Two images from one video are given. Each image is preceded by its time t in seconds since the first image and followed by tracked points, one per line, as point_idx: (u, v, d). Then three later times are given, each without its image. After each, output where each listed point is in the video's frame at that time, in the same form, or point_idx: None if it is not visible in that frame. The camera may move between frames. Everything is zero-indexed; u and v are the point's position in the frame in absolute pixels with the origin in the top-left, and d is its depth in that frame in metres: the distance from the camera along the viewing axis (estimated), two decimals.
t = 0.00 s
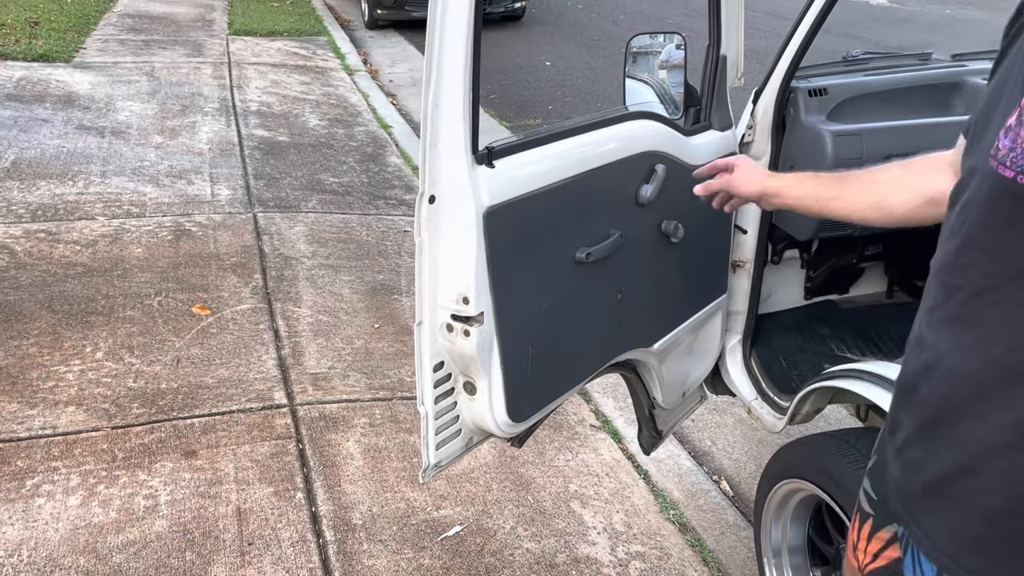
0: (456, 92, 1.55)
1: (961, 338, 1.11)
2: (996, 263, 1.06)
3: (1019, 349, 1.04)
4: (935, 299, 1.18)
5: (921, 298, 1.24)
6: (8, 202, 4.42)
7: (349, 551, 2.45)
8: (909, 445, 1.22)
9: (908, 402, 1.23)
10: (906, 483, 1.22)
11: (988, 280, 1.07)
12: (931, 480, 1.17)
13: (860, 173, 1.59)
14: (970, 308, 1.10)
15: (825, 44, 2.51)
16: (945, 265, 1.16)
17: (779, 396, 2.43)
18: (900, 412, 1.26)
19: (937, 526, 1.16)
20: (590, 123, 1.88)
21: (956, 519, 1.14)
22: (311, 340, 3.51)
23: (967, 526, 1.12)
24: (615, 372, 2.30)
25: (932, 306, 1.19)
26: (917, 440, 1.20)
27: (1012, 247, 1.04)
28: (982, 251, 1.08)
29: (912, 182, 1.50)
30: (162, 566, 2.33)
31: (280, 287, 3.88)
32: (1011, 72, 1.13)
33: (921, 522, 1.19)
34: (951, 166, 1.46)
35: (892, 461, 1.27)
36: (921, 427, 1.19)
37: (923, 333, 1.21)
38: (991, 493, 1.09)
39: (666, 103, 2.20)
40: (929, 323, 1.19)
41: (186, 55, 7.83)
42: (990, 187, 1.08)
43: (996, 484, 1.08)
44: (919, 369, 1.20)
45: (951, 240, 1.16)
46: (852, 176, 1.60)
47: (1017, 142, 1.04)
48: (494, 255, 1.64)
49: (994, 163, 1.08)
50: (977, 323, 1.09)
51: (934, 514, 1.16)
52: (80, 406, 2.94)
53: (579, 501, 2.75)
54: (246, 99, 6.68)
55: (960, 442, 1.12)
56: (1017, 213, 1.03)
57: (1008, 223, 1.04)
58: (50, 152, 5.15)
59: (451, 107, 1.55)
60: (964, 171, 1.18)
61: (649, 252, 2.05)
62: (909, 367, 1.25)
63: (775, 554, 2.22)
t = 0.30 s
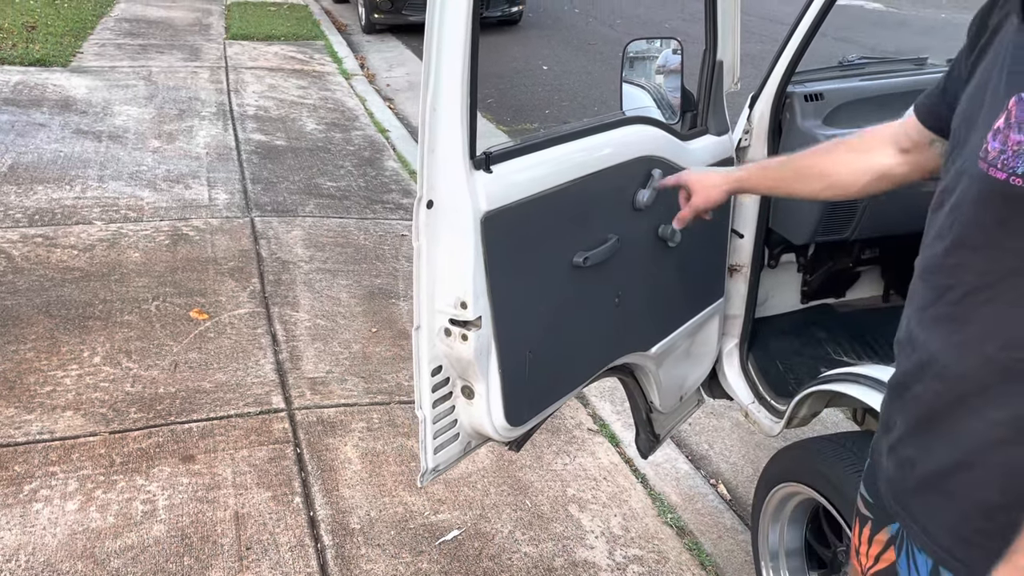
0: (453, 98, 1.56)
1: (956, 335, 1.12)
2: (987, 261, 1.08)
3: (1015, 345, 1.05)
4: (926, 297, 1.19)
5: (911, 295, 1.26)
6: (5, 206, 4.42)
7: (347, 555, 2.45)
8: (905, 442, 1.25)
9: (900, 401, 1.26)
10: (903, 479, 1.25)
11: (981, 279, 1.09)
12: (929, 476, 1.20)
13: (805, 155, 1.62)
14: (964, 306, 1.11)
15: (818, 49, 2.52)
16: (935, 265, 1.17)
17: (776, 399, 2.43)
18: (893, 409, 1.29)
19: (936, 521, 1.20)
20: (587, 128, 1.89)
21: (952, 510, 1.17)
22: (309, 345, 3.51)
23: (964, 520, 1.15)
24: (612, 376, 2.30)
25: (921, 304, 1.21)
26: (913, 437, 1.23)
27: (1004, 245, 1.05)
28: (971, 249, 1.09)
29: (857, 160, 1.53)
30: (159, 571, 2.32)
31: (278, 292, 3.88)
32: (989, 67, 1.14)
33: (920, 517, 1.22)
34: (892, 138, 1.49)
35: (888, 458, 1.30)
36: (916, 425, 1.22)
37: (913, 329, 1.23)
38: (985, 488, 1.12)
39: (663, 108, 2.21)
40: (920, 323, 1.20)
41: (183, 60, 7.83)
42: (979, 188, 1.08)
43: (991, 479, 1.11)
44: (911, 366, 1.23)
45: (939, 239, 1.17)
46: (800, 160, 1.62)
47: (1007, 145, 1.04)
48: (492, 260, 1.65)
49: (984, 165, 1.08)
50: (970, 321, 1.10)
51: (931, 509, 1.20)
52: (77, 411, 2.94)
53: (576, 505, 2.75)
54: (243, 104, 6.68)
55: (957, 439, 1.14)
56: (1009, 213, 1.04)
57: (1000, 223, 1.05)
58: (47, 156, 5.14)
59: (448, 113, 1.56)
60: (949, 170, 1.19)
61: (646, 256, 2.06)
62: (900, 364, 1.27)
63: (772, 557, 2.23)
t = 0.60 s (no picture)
0: (453, 103, 1.56)
1: (950, 325, 1.14)
2: (975, 251, 1.09)
3: (1006, 331, 1.06)
4: (917, 291, 1.21)
5: (897, 291, 1.27)
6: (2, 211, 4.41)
7: (346, 560, 2.45)
8: (893, 436, 1.25)
9: (888, 396, 1.27)
10: (891, 472, 1.25)
11: (971, 269, 1.10)
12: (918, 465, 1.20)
13: (791, 154, 1.70)
14: (954, 296, 1.13)
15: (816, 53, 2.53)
16: (926, 258, 1.18)
17: (775, 403, 2.43)
18: (880, 405, 1.30)
19: (926, 509, 1.19)
20: (585, 132, 1.90)
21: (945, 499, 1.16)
22: (307, 349, 3.51)
23: (955, 506, 1.15)
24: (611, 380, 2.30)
25: (911, 298, 1.22)
26: (902, 430, 1.23)
27: (995, 235, 1.07)
28: (959, 239, 1.12)
29: (838, 158, 1.61)
30: None
31: (276, 296, 3.88)
32: (966, 65, 1.19)
33: (908, 506, 1.22)
34: (868, 138, 1.56)
35: (875, 453, 1.31)
36: (905, 417, 1.22)
37: (902, 323, 1.24)
38: (979, 473, 1.11)
39: (661, 112, 2.21)
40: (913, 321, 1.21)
41: (180, 64, 7.83)
42: (966, 179, 1.11)
43: (982, 464, 1.10)
44: (898, 360, 1.24)
45: (926, 232, 1.19)
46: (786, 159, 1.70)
47: (993, 135, 1.07)
48: (491, 263, 1.65)
49: (969, 157, 1.11)
50: (961, 310, 1.12)
51: (923, 500, 1.20)
52: (75, 415, 2.94)
53: (575, 509, 2.75)
54: (241, 108, 6.68)
55: (948, 427, 1.15)
56: (998, 204, 1.06)
57: (989, 213, 1.07)
58: (44, 161, 5.14)
59: (448, 117, 1.57)
60: (931, 164, 1.22)
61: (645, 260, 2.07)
62: (885, 359, 1.28)
63: (771, 561, 2.23)
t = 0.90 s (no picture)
0: (448, 107, 1.56)
1: (962, 329, 1.14)
2: (993, 257, 1.10)
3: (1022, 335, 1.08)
4: (922, 295, 1.21)
5: (896, 298, 1.27)
6: None
7: (342, 564, 2.44)
8: (898, 444, 1.26)
9: (889, 404, 1.27)
10: (897, 479, 1.27)
11: (986, 272, 1.11)
12: (928, 472, 1.21)
13: (782, 163, 1.68)
14: (966, 300, 1.13)
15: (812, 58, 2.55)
16: (932, 262, 1.19)
17: (771, 407, 2.43)
18: (880, 413, 1.30)
19: (938, 514, 1.21)
20: (580, 136, 1.90)
21: (960, 504, 1.19)
22: (303, 353, 3.50)
23: (969, 509, 1.18)
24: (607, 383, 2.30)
25: (915, 305, 1.22)
26: (907, 437, 1.24)
27: (1013, 238, 1.08)
28: (974, 246, 1.12)
29: (829, 168, 1.60)
30: None
31: (272, 300, 3.88)
32: (960, 71, 1.19)
33: (919, 513, 1.24)
34: (862, 150, 1.56)
35: (875, 461, 1.31)
36: (911, 425, 1.23)
37: (906, 330, 1.24)
38: (1001, 475, 1.14)
39: (656, 116, 2.21)
40: (919, 325, 1.21)
41: (175, 68, 7.83)
42: (984, 184, 1.11)
43: (1000, 466, 1.14)
44: (902, 369, 1.24)
45: (931, 239, 1.19)
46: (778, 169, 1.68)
47: (1013, 138, 1.08)
48: (488, 267, 1.65)
49: (984, 162, 1.12)
50: (974, 315, 1.13)
51: (934, 506, 1.22)
52: (70, 420, 2.93)
53: (572, 512, 2.75)
54: (237, 113, 6.68)
55: (961, 432, 1.17)
56: (1016, 205, 1.07)
57: (1007, 215, 1.08)
58: (39, 165, 5.13)
59: (444, 121, 1.57)
60: (930, 169, 1.21)
61: (641, 264, 2.07)
62: (886, 367, 1.29)
63: (767, 565, 2.23)
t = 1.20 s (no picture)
0: (445, 112, 1.57)
1: (972, 340, 1.14)
2: (1002, 267, 1.11)
3: None
4: (930, 307, 1.21)
5: (904, 309, 1.27)
6: None
7: (338, 569, 2.44)
8: (908, 456, 1.26)
9: (899, 416, 1.28)
10: (907, 492, 1.26)
11: (996, 283, 1.11)
12: (939, 485, 1.21)
13: (776, 169, 1.68)
14: (977, 311, 1.14)
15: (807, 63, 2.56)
16: (940, 273, 1.19)
17: (768, 411, 2.43)
18: (890, 425, 1.30)
19: (952, 528, 1.21)
20: (576, 141, 1.90)
21: (971, 516, 1.18)
22: (300, 358, 3.50)
23: (982, 523, 1.17)
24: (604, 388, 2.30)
25: (924, 316, 1.22)
26: (918, 450, 1.24)
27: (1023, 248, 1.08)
28: (984, 256, 1.12)
29: (822, 172, 1.60)
30: None
31: (268, 305, 3.87)
32: (963, 79, 1.20)
33: (931, 527, 1.24)
34: (856, 154, 1.56)
35: (884, 473, 1.31)
36: (922, 437, 1.23)
37: (916, 341, 1.24)
38: (1014, 489, 1.13)
39: (653, 121, 2.22)
40: (928, 335, 1.21)
41: (171, 73, 7.82)
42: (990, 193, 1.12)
43: (1013, 479, 1.13)
44: (912, 381, 1.24)
45: (937, 249, 1.20)
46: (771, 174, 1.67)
47: (1020, 148, 1.09)
48: (484, 272, 1.65)
49: (991, 172, 1.12)
50: (986, 326, 1.13)
51: (947, 520, 1.21)
52: (66, 425, 2.92)
53: (569, 517, 2.75)
54: (233, 117, 6.68)
55: (973, 444, 1.17)
56: None
57: (1016, 224, 1.09)
58: (34, 170, 5.12)
59: (441, 127, 1.57)
60: (935, 179, 1.22)
61: (637, 269, 2.07)
62: (895, 379, 1.29)
63: (766, 570, 2.23)
